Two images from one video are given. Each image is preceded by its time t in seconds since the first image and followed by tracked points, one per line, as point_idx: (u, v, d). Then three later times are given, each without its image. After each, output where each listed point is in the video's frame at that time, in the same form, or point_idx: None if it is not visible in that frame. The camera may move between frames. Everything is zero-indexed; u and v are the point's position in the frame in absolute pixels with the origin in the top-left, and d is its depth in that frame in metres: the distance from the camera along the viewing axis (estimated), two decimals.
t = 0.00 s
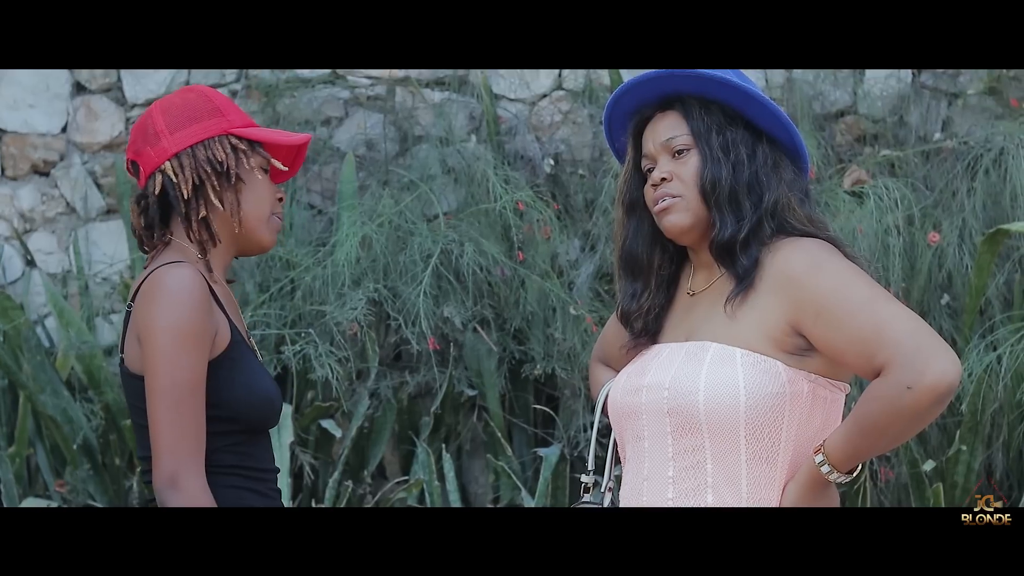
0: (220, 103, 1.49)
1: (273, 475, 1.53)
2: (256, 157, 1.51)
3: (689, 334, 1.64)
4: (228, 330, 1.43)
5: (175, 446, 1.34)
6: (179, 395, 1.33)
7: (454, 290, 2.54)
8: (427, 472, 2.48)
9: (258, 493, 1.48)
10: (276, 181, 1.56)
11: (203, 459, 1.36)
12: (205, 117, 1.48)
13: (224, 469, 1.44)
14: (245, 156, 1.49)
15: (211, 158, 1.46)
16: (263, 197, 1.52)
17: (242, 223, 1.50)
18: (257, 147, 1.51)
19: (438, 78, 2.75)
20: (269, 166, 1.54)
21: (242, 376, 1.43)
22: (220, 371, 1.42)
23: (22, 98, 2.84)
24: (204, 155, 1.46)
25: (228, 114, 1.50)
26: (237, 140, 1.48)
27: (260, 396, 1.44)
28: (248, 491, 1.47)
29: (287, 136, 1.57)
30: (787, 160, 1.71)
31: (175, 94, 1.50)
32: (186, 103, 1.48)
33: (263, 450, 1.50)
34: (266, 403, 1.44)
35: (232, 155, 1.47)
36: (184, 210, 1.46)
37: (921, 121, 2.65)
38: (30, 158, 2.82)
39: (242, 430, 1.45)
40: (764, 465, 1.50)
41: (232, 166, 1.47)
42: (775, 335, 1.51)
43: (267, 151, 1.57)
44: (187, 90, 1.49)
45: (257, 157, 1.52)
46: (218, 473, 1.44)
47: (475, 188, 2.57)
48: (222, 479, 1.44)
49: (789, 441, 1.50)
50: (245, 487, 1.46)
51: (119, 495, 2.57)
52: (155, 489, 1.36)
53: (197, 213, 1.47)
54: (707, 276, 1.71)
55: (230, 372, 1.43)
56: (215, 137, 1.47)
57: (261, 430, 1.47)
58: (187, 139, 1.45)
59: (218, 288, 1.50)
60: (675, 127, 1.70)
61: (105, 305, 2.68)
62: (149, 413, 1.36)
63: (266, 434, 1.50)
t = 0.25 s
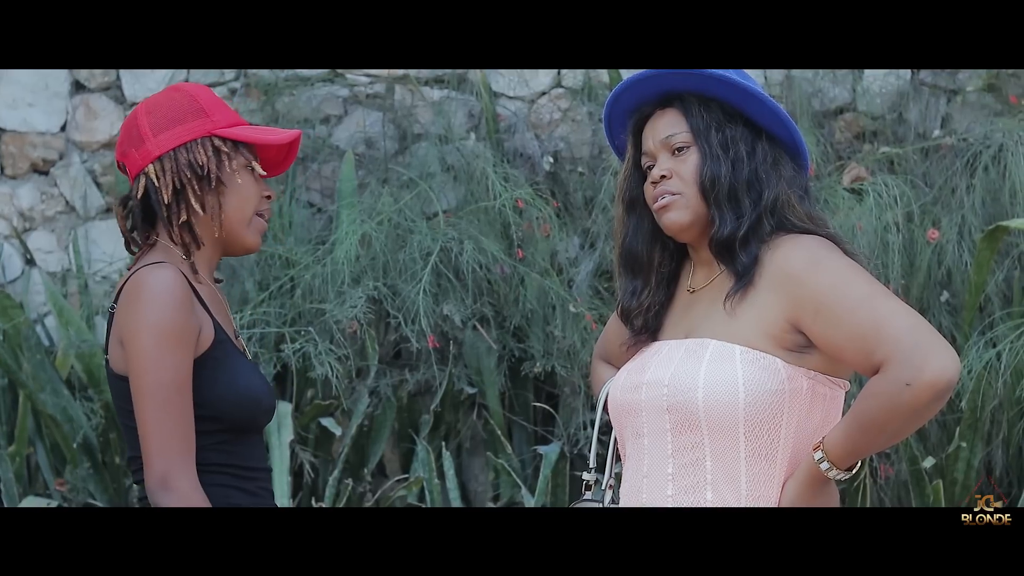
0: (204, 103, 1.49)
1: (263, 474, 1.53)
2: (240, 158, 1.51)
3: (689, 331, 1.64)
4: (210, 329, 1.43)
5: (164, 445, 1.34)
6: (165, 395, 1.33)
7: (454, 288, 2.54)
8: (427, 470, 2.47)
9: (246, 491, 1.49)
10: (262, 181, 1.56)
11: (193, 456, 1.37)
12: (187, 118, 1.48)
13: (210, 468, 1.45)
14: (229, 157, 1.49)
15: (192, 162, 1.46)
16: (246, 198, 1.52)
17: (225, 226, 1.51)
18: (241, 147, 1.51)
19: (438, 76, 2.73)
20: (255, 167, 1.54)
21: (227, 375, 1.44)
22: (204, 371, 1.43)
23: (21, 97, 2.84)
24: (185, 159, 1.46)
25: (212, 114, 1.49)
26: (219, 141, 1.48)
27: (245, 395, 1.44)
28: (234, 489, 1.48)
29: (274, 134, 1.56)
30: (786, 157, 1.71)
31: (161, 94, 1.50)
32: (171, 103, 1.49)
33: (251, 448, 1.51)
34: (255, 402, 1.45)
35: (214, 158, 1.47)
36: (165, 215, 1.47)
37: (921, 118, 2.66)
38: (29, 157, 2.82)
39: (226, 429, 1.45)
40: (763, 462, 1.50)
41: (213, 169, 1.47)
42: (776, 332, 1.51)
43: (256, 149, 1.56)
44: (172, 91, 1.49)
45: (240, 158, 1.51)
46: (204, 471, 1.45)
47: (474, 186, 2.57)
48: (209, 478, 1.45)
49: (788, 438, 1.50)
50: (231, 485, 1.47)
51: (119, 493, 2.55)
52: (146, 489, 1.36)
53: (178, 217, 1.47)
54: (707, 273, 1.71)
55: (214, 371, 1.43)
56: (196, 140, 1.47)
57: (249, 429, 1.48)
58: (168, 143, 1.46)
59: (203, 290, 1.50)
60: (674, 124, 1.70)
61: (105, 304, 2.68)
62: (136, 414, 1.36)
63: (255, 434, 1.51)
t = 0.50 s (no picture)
0: (190, 107, 1.49)
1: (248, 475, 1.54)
2: (228, 164, 1.52)
3: (686, 333, 1.64)
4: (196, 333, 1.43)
5: (143, 447, 1.34)
6: (147, 397, 1.33)
7: (450, 291, 2.54)
8: (422, 472, 2.48)
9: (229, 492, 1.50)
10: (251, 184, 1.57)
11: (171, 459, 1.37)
12: (173, 123, 1.48)
13: (193, 469, 1.46)
14: (216, 163, 1.50)
15: (179, 170, 1.47)
16: (235, 202, 1.53)
17: (214, 230, 1.52)
18: (227, 152, 1.52)
19: (435, 79, 2.75)
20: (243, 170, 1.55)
21: (212, 377, 1.44)
22: (189, 373, 1.43)
23: (17, 99, 2.84)
24: (172, 166, 1.47)
25: (198, 119, 1.49)
26: (205, 146, 1.48)
27: (231, 396, 1.44)
28: (217, 490, 1.49)
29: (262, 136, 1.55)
30: (784, 160, 1.71)
31: (147, 99, 1.50)
32: (156, 108, 1.48)
33: (237, 449, 1.51)
34: (242, 404, 1.45)
35: (200, 165, 1.48)
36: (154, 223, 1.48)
37: (917, 122, 2.66)
38: (26, 160, 2.82)
39: (212, 430, 1.46)
40: (760, 466, 1.50)
41: (199, 176, 1.48)
42: (772, 335, 1.51)
43: (244, 151, 1.56)
44: (158, 96, 1.49)
45: (227, 162, 1.52)
46: (188, 474, 1.46)
47: (471, 189, 2.57)
48: (193, 480, 1.46)
49: (785, 442, 1.50)
50: (214, 486, 1.49)
51: (115, 495, 2.53)
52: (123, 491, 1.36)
53: (167, 224, 1.48)
54: (704, 276, 1.71)
55: (198, 373, 1.44)
56: (183, 146, 1.47)
57: (237, 430, 1.49)
58: (154, 150, 1.47)
59: (195, 293, 1.51)
60: (671, 128, 1.70)
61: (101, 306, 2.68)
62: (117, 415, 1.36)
63: (243, 434, 1.52)
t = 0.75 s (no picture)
0: (183, 108, 1.49)
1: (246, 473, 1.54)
2: (223, 163, 1.52)
3: (687, 333, 1.64)
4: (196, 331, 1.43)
5: (124, 444, 1.34)
6: (133, 393, 1.33)
7: (450, 291, 2.54)
8: (422, 472, 2.48)
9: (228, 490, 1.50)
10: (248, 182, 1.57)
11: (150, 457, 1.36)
12: (168, 125, 1.48)
13: (192, 468, 1.46)
14: (211, 163, 1.50)
15: (174, 172, 1.47)
16: (231, 202, 1.53)
17: (212, 230, 1.53)
18: (222, 151, 1.52)
19: (435, 78, 2.74)
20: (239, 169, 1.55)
21: (212, 375, 1.44)
22: (189, 370, 1.43)
23: (18, 98, 2.84)
24: (167, 168, 1.47)
25: (192, 119, 1.49)
26: (200, 147, 1.49)
27: (230, 394, 1.44)
28: (216, 489, 1.49)
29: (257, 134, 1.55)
30: (784, 160, 1.71)
31: (142, 101, 1.50)
32: (150, 110, 1.49)
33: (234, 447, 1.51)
34: (241, 403, 1.45)
35: (195, 166, 1.48)
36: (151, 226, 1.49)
37: (917, 122, 2.66)
38: (26, 159, 2.82)
39: (212, 427, 1.46)
40: (760, 465, 1.50)
41: (195, 177, 1.48)
42: (773, 335, 1.51)
43: (240, 150, 1.56)
44: (151, 97, 1.49)
45: (222, 162, 1.52)
46: (187, 472, 1.46)
47: (471, 189, 2.57)
48: (190, 478, 1.46)
49: (786, 441, 1.51)
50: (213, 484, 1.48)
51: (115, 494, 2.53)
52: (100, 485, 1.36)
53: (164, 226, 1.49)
54: (704, 276, 1.71)
55: (197, 371, 1.44)
56: (177, 147, 1.48)
57: (235, 428, 1.49)
58: (149, 152, 1.47)
59: (197, 290, 1.52)
60: (672, 128, 1.70)
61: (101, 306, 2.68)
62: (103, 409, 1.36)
63: (242, 432, 1.52)
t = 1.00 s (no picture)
0: (181, 111, 1.49)
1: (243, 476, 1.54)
2: (220, 167, 1.52)
3: (687, 336, 1.64)
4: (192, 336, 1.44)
5: (125, 448, 1.34)
6: (132, 397, 1.33)
7: (449, 293, 2.54)
8: (421, 474, 2.48)
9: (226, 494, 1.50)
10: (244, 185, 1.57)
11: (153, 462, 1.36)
12: (165, 127, 1.48)
13: (191, 472, 1.46)
14: (208, 167, 1.50)
15: (170, 176, 1.47)
16: (228, 206, 1.53)
17: (208, 234, 1.53)
18: (220, 155, 1.52)
19: (434, 81, 2.75)
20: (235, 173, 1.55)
21: (212, 379, 1.44)
22: (188, 375, 1.43)
23: (17, 101, 2.84)
24: (163, 172, 1.47)
25: (190, 122, 1.49)
26: (197, 151, 1.49)
27: (228, 398, 1.45)
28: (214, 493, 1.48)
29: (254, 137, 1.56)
30: (783, 163, 1.71)
31: (138, 103, 1.50)
32: (148, 113, 1.48)
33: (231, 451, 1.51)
34: (240, 408, 1.46)
35: (192, 170, 1.48)
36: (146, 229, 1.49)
37: (916, 125, 2.66)
38: (26, 161, 2.82)
39: (208, 432, 1.46)
40: (760, 468, 1.50)
41: (191, 182, 1.48)
42: (773, 337, 1.51)
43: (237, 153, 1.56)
44: (148, 100, 1.49)
45: (219, 166, 1.52)
46: (186, 476, 1.45)
47: (470, 191, 2.57)
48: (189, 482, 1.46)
49: (785, 444, 1.51)
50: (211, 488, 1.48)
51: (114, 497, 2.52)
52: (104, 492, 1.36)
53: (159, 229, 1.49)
54: (704, 279, 1.71)
55: (195, 376, 1.44)
56: (174, 151, 1.47)
57: (234, 433, 1.49)
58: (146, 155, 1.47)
59: (191, 295, 1.52)
60: (671, 131, 1.70)
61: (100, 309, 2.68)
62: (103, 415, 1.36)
63: (240, 436, 1.52)
